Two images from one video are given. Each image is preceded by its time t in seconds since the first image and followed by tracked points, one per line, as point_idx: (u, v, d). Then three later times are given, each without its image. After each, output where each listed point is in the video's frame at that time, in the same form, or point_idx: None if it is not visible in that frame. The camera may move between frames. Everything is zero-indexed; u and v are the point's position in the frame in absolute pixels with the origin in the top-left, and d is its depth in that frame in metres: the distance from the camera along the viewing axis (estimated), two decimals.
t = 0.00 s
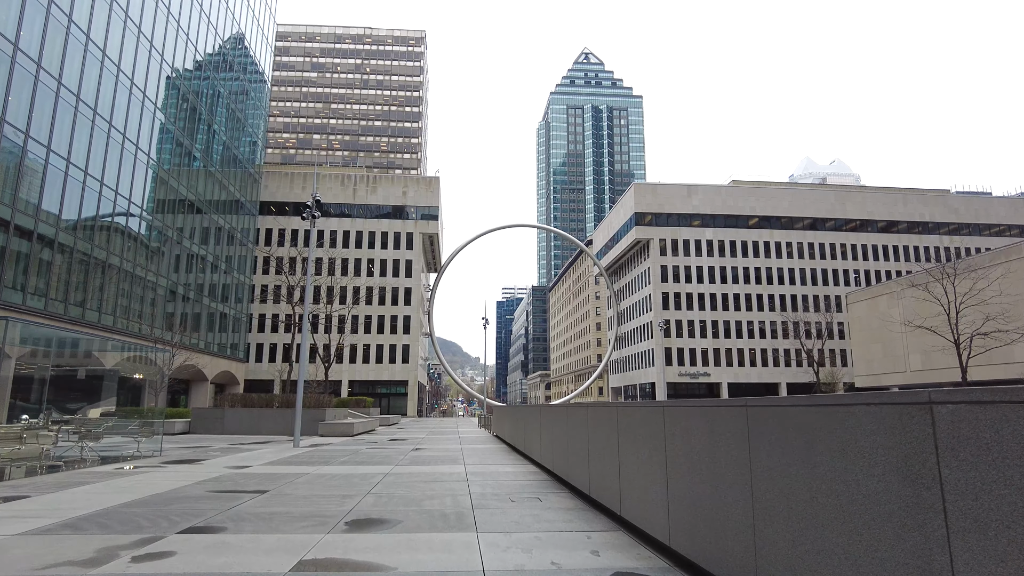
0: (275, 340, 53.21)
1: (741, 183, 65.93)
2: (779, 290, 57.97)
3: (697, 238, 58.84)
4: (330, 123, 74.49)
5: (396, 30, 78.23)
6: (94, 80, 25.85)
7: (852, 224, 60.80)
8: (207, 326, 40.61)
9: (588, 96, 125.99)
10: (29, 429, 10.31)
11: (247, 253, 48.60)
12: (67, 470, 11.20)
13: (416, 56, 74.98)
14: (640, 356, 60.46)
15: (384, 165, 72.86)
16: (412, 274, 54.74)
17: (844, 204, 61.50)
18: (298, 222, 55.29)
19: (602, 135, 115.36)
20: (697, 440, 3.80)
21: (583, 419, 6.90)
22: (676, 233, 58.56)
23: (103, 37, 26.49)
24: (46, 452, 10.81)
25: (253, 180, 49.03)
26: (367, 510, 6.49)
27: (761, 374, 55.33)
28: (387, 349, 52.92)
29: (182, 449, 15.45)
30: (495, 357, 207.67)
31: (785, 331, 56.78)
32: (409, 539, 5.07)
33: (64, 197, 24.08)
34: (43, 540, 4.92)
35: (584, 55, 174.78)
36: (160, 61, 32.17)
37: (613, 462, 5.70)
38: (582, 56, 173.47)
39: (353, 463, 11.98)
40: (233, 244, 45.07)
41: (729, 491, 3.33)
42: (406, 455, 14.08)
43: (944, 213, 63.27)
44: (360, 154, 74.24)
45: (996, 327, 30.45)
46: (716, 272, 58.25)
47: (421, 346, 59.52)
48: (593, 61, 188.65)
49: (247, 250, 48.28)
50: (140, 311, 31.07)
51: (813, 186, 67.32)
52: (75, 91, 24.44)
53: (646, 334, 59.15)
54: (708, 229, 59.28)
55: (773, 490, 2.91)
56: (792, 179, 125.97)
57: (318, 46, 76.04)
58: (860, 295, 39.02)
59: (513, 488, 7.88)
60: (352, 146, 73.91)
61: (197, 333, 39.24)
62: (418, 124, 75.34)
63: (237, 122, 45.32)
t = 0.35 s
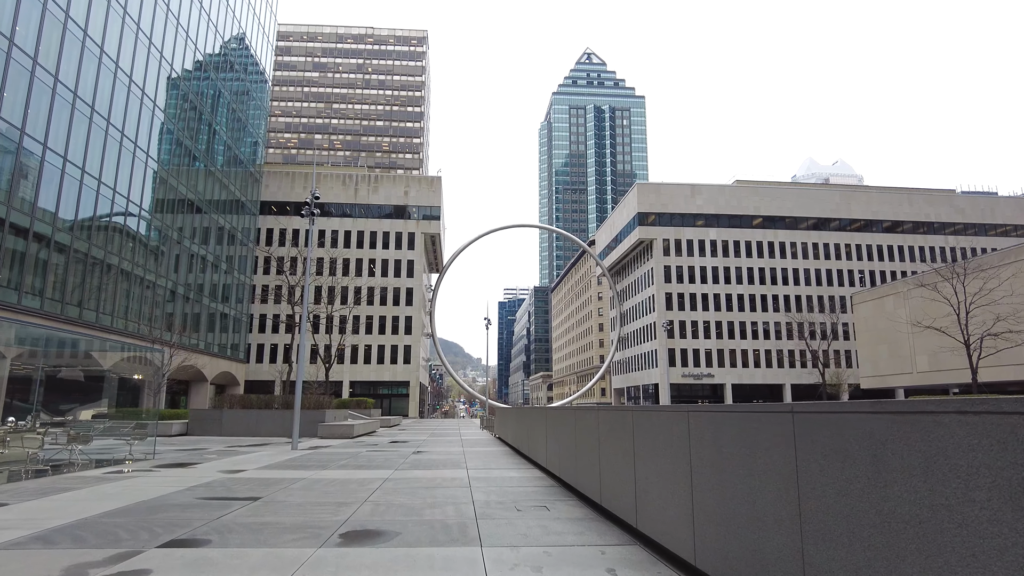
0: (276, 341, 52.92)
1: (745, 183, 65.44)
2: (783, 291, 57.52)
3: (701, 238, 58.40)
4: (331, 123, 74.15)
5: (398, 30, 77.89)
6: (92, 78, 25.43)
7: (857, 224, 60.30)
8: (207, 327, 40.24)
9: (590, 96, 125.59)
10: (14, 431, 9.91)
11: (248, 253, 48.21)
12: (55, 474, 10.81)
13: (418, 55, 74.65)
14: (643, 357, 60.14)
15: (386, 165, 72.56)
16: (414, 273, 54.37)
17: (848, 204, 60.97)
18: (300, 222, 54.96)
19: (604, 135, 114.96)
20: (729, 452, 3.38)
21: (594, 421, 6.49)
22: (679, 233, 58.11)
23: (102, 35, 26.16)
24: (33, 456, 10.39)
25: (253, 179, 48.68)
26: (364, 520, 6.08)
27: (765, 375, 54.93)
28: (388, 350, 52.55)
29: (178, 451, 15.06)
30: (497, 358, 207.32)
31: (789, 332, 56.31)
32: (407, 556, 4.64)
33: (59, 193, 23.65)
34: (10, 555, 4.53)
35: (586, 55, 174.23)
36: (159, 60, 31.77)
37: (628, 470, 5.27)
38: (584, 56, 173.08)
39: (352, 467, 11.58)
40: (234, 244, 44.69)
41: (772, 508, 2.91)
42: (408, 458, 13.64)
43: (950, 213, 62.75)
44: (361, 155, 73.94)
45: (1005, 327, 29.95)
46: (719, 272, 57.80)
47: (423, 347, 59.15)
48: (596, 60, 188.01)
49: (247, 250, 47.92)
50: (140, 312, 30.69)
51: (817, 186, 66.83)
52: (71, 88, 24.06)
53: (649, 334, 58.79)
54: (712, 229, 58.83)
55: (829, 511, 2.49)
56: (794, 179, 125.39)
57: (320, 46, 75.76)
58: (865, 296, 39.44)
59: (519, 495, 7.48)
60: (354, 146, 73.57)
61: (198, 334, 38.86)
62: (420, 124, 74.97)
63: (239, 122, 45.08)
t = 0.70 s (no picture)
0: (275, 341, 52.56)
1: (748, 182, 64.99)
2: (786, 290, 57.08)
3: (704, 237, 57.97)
4: (332, 123, 73.72)
5: (399, 29, 77.48)
6: (88, 73, 24.77)
7: (860, 223, 59.87)
8: (207, 327, 39.84)
9: (592, 96, 125.19)
10: None
11: (247, 252, 47.76)
12: (40, 476, 10.43)
13: (419, 54, 74.28)
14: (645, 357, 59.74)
15: (386, 165, 72.17)
16: (414, 273, 53.97)
17: (851, 203, 60.49)
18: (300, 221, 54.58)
19: (605, 135, 114.61)
20: (765, 458, 2.98)
21: (602, 422, 6.08)
22: (682, 232, 57.66)
23: (112, 45, 26.58)
24: (17, 458, 10.00)
25: (253, 179, 48.37)
26: (358, 527, 5.69)
27: (769, 375, 54.51)
28: (389, 350, 52.15)
29: (171, 452, 14.68)
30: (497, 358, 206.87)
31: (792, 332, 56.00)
32: (404, 567, 4.24)
33: (59, 190, 23.25)
34: None
35: (587, 55, 173.74)
36: (156, 56, 31.12)
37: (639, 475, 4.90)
38: (585, 56, 172.43)
39: (349, 468, 11.19)
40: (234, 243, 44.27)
41: (821, 521, 2.50)
42: (407, 459, 13.24)
43: (954, 212, 62.29)
44: (362, 154, 73.52)
45: (1014, 326, 29.49)
46: (722, 271, 57.37)
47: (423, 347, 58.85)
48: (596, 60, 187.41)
49: (247, 249, 47.46)
50: (140, 313, 30.18)
51: (821, 185, 66.37)
52: (66, 83, 23.42)
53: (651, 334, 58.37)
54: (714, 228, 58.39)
55: (898, 529, 2.09)
56: (797, 179, 124.88)
57: (320, 45, 75.41)
58: (868, 295, 38.90)
59: (522, 499, 7.08)
60: (354, 146, 73.13)
61: (197, 334, 38.47)
62: (420, 124, 74.56)
63: (239, 121, 44.70)
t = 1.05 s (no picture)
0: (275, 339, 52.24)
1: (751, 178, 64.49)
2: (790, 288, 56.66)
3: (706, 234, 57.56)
4: (332, 120, 73.24)
5: (399, 26, 76.99)
6: (85, 68, 24.39)
7: (864, 220, 59.43)
8: (207, 325, 39.51)
9: (593, 94, 124.69)
10: None
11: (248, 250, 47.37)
12: (26, 476, 10.09)
13: (419, 51, 73.82)
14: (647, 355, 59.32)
15: (387, 162, 71.78)
16: (416, 271, 53.60)
17: (855, 199, 59.99)
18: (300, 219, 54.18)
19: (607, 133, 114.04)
20: (813, 461, 2.61)
21: (614, 419, 5.69)
22: (684, 229, 57.23)
23: (110, 40, 26.14)
24: (3, 457, 9.65)
25: (254, 176, 47.98)
26: (353, 532, 5.31)
27: (772, 373, 54.17)
28: (390, 348, 51.80)
29: (166, 452, 14.29)
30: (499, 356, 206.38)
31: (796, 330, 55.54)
32: None
33: (54, 185, 22.87)
34: None
35: (588, 52, 173.15)
36: (155, 52, 30.73)
37: (656, 476, 4.54)
38: (585, 54, 171.94)
39: (346, 468, 10.80)
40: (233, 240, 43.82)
41: (886, 532, 2.15)
42: (407, 459, 12.84)
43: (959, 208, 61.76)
44: (362, 152, 73.07)
45: None
46: (725, 269, 56.92)
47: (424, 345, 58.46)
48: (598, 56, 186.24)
49: (248, 247, 47.04)
50: (140, 311, 29.81)
51: (824, 181, 65.91)
52: (62, 77, 23.04)
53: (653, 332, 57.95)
54: (717, 225, 57.94)
55: (994, 542, 1.74)
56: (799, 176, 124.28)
57: (320, 43, 75.00)
58: (873, 292, 38.32)
59: (528, 501, 6.71)
60: (355, 143, 72.62)
61: (198, 332, 38.17)
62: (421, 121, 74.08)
63: (241, 120, 44.50)
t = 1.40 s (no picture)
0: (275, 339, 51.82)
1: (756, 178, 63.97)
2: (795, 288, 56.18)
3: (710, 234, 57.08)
4: (334, 120, 72.89)
5: (401, 25, 76.66)
6: (83, 65, 24.04)
7: (869, 220, 58.95)
8: (207, 325, 39.12)
9: (596, 94, 124.30)
10: None
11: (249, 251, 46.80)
12: (13, 480, 9.71)
13: (422, 51, 73.48)
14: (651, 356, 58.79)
15: (390, 162, 71.43)
16: (418, 271, 53.25)
17: (860, 199, 59.54)
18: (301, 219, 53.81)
19: (609, 133, 113.68)
20: (887, 479, 2.20)
21: (632, 423, 5.31)
22: (688, 229, 56.74)
23: (108, 36, 25.68)
24: None
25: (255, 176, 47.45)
26: (351, 546, 4.93)
27: (777, 374, 53.68)
28: (391, 349, 51.39)
29: (160, 455, 13.90)
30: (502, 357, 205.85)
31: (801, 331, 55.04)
32: None
33: (49, 183, 22.37)
34: None
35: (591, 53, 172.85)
36: (157, 50, 30.39)
37: (682, 484, 4.16)
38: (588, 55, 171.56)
39: (346, 473, 10.41)
40: (234, 241, 43.35)
41: (991, 563, 1.77)
42: (409, 462, 12.44)
43: (965, 208, 61.31)
44: (364, 152, 72.73)
45: None
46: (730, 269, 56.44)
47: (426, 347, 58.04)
48: (600, 57, 185.68)
49: (249, 248, 46.55)
50: (141, 311, 29.47)
51: (828, 182, 65.44)
52: (60, 74, 22.69)
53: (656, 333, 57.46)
54: (721, 226, 57.44)
55: None
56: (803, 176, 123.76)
57: (323, 43, 74.68)
58: (882, 292, 37.68)
59: (538, 509, 6.33)
60: (357, 143, 72.27)
61: (199, 332, 37.82)
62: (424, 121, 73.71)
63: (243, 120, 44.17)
